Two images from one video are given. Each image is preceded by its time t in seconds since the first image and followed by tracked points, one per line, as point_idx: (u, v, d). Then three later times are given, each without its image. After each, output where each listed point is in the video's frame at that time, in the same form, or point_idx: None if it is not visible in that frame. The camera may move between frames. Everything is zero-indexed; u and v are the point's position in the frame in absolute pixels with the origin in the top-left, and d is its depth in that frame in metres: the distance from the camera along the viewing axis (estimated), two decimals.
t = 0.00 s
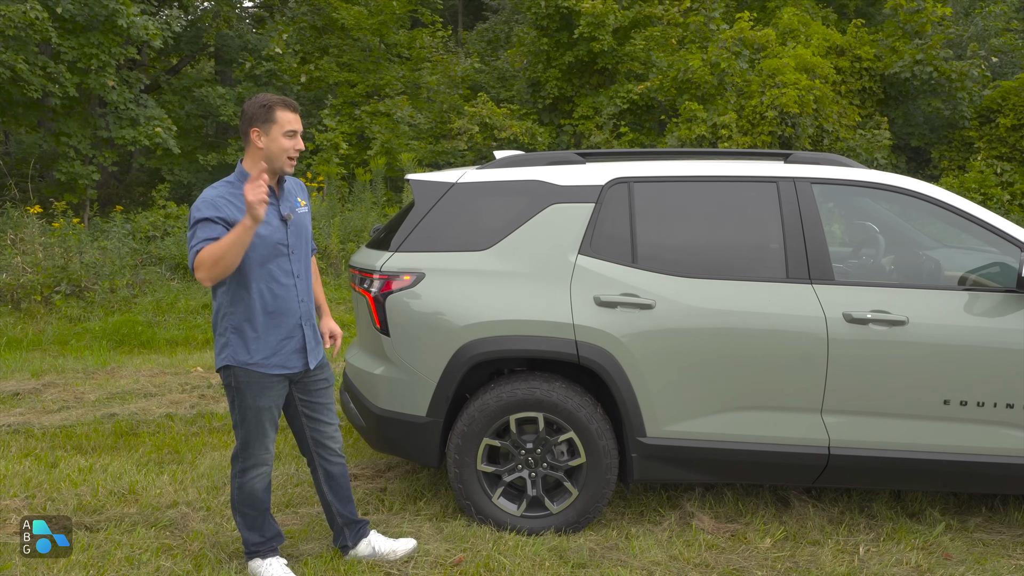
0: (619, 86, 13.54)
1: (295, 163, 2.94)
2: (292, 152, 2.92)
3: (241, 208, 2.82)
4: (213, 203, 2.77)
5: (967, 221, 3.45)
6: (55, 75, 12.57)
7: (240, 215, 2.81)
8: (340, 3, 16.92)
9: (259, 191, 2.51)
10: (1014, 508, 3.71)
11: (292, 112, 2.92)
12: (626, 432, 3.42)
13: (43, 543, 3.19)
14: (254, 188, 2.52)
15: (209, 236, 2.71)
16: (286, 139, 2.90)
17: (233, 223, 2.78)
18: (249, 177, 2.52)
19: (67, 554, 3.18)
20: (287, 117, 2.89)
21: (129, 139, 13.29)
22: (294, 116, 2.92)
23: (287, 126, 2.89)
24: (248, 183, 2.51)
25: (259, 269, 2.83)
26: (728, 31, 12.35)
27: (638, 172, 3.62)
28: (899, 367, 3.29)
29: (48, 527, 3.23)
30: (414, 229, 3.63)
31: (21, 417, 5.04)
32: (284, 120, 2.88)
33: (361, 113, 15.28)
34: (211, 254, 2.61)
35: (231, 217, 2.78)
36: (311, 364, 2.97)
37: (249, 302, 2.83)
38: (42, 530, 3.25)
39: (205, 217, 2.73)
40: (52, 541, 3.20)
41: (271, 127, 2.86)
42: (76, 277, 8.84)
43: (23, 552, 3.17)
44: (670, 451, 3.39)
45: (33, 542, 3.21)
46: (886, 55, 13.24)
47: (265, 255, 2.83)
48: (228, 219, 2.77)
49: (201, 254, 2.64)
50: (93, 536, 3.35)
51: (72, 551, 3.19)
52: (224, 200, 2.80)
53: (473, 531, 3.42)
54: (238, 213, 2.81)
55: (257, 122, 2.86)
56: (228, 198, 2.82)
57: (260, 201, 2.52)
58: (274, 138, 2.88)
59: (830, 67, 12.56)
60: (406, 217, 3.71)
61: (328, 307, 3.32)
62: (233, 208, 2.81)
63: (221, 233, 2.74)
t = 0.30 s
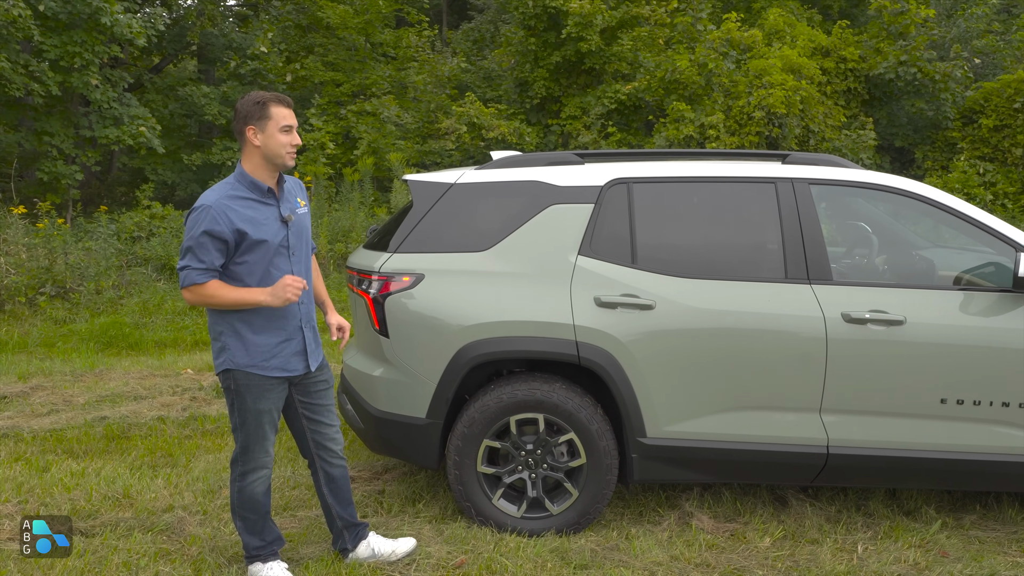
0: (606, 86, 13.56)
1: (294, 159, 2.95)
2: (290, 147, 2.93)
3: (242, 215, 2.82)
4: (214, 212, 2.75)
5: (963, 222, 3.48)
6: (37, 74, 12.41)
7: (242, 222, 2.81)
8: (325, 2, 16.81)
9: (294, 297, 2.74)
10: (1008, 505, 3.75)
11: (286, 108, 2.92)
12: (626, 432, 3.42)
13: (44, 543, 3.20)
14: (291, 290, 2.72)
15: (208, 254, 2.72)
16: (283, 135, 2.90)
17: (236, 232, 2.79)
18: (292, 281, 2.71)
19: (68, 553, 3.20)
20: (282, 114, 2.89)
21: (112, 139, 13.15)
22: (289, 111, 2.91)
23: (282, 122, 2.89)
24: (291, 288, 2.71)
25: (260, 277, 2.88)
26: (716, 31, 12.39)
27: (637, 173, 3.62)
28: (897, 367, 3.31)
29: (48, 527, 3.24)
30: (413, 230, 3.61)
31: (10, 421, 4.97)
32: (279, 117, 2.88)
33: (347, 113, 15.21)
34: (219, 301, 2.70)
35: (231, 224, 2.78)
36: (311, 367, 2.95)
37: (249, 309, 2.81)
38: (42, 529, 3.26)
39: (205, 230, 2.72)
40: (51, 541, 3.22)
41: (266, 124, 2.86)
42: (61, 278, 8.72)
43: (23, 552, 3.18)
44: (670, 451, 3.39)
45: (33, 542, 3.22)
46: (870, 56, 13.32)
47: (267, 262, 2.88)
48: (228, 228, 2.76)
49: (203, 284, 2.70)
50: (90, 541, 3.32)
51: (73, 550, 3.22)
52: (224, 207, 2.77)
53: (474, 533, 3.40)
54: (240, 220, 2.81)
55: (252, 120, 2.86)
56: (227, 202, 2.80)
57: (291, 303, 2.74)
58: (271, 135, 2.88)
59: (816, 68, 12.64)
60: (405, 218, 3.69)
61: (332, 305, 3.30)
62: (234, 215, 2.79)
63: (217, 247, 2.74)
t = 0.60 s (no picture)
0: (592, 88, 13.60)
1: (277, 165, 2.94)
2: (273, 152, 2.92)
3: (224, 219, 2.83)
4: (195, 215, 2.76)
5: (952, 224, 3.52)
6: (17, 75, 12.26)
7: (223, 226, 2.82)
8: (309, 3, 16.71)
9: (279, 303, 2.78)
10: (996, 504, 3.80)
11: (268, 112, 2.91)
12: (620, 435, 3.43)
13: (43, 543, 3.28)
14: (276, 297, 2.76)
15: (189, 257, 2.72)
16: (263, 141, 2.90)
17: (217, 236, 2.81)
18: (275, 289, 2.74)
19: (67, 552, 3.27)
20: (263, 118, 2.88)
21: (94, 140, 13.02)
22: (272, 117, 2.91)
23: (262, 126, 2.88)
24: (275, 297, 2.75)
25: (243, 281, 2.89)
26: (701, 34, 12.46)
27: (631, 176, 3.64)
28: (889, 368, 3.35)
29: (47, 527, 3.32)
30: (407, 233, 3.60)
31: None
32: (259, 122, 2.88)
33: (332, 115, 15.14)
34: (201, 304, 2.70)
35: (213, 228, 2.79)
36: (298, 371, 2.92)
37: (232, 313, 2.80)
38: (42, 529, 3.34)
39: (187, 232, 2.73)
40: (52, 541, 3.30)
41: (246, 130, 2.87)
42: (43, 282, 8.62)
43: (23, 552, 3.25)
44: (664, 454, 3.41)
45: (33, 542, 3.29)
46: (853, 59, 13.42)
47: (249, 267, 2.89)
48: (209, 232, 2.78)
49: (185, 287, 2.70)
50: (81, 549, 3.28)
51: (70, 551, 3.26)
52: (205, 211, 2.79)
53: (469, 537, 3.40)
54: (222, 224, 2.82)
55: (232, 125, 2.88)
56: (209, 205, 2.82)
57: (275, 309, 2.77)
58: (251, 140, 2.89)
59: (799, 70, 12.74)
60: (397, 222, 3.68)
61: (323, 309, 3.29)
62: (216, 219, 2.81)
63: (198, 249, 2.75)
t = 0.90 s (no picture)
0: (585, 87, 13.62)
1: (262, 166, 2.92)
2: (255, 153, 2.91)
3: (215, 219, 2.85)
4: (186, 216, 2.79)
5: (951, 225, 3.54)
6: (6, 73, 12.14)
7: (215, 226, 2.84)
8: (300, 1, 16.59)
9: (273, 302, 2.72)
10: (994, 504, 3.82)
11: (252, 112, 2.89)
12: (621, 436, 3.43)
13: (44, 544, 3.29)
14: (269, 298, 2.70)
15: (180, 258, 2.75)
16: (245, 141, 2.90)
17: (208, 237, 2.82)
18: (269, 289, 2.69)
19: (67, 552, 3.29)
20: (244, 118, 2.88)
21: (84, 139, 12.93)
22: (255, 117, 2.89)
23: (243, 127, 2.87)
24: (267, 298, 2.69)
25: (236, 282, 2.90)
26: (693, 33, 12.46)
27: (631, 177, 3.64)
28: (888, 369, 3.36)
29: (48, 527, 3.33)
30: (406, 234, 3.58)
31: None
32: (241, 122, 2.88)
33: (323, 114, 15.07)
34: (193, 306, 2.71)
35: (203, 228, 2.81)
36: (293, 373, 2.91)
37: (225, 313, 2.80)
38: (42, 529, 3.35)
39: (178, 232, 2.76)
40: (52, 541, 3.31)
41: (230, 130, 2.89)
42: (34, 282, 8.55)
43: (23, 552, 3.26)
44: (665, 455, 3.41)
45: (33, 542, 3.31)
46: (844, 59, 13.45)
47: (242, 268, 2.90)
48: (199, 232, 2.80)
49: (178, 288, 2.71)
50: (79, 553, 3.26)
51: (68, 555, 3.24)
52: (196, 211, 2.81)
53: (470, 539, 3.39)
54: (213, 225, 2.84)
55: (218, 125, 2.91)
56: (201, 206, 2.84)
57: (268, 310, 2.72)
58: (235, 140, 2.90)
59: (791, 70, 12.77)
60: (396, 224, 3.67)
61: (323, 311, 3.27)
62: (207, 220, 2.83)
63: (190, 250, 2.78)
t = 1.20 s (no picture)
0: (581, 89, 13.63)
1: (260, 166, 2.89)
2: (253, 154, 2.88)
3: (217, 218, 2.85)
4: (187, 215, 2.79)
5: (956, 228, 3.54)
6: None
7: (215, 225, 2.83)
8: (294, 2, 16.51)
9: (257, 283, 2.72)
10: (997, 506, 3.83)
11: (250, 113, 2.86)
12: (627, 439, 3.42)
13: (45, 545, 3.28)
14: (255, 275, 2.70)
15: (179, 255, 2.76)
16: (242, 142, 2.87)
17: (208, 236, 2.82)
18: (255, 268, 2.69)
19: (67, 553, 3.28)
20: (242, 119, 2.85)
21: (78, 140, 12.85)
22: (251, 117, 2.86)
23: (240, 127, 2.85)
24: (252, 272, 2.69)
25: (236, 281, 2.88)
26: (690, 35, 12.47)
27: (636, 179, 3.63)
28: (895, 371, 3.36)
29: (49, 527, 3.32)
30: (412, 236, 3.56)
31: None
32: (238, 123, 2.85)
33: (318, 115, 15.02)
34: (188, 298, 2.74)
35: (204, 227, 2.80)
36: (294, 374, 2.93)
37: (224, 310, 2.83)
38: (43, 530, 3.33)
39: (177, 230, 2.77)
40: (52, 541, 3.30)
41: (228, 131, 2.87)
42: (29, 284, 8.48)
43: (23, 552, 3.26)
44: (671, 458, 3.40)
45: (33, 542, 3.30)
46: (839, 61, 13.47)
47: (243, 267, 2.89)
48: (199, 231, 2.80)
49: (174, 282, 2.74)
50: (82, 558, 3.23)
51: (71, 560, 3.20)
52: (197, 210, 2.81)
53: (476, 542, 3.37)
54: (214, 224, 2.83)
55: (219, 127, 2.90)
56: (202, 205, 2.84)
57: (255, 288, 2.71)
58: (233, 141, 2.88)
59: (787, 72, 12.79)
60: (401, 226, 3.65)
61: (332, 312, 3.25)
62: (208, 219, 2.82)
63: (189, 248, 2.78)
